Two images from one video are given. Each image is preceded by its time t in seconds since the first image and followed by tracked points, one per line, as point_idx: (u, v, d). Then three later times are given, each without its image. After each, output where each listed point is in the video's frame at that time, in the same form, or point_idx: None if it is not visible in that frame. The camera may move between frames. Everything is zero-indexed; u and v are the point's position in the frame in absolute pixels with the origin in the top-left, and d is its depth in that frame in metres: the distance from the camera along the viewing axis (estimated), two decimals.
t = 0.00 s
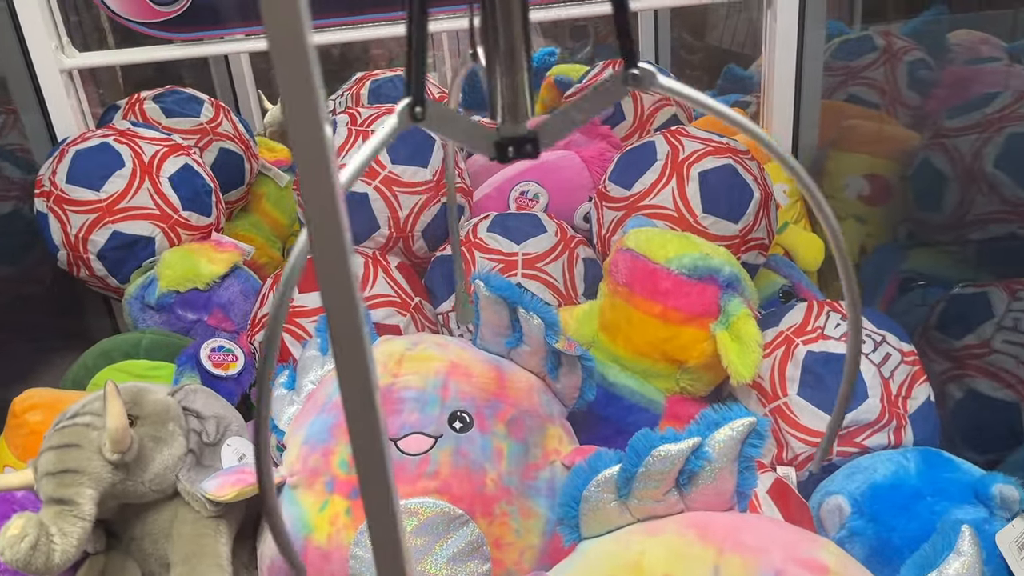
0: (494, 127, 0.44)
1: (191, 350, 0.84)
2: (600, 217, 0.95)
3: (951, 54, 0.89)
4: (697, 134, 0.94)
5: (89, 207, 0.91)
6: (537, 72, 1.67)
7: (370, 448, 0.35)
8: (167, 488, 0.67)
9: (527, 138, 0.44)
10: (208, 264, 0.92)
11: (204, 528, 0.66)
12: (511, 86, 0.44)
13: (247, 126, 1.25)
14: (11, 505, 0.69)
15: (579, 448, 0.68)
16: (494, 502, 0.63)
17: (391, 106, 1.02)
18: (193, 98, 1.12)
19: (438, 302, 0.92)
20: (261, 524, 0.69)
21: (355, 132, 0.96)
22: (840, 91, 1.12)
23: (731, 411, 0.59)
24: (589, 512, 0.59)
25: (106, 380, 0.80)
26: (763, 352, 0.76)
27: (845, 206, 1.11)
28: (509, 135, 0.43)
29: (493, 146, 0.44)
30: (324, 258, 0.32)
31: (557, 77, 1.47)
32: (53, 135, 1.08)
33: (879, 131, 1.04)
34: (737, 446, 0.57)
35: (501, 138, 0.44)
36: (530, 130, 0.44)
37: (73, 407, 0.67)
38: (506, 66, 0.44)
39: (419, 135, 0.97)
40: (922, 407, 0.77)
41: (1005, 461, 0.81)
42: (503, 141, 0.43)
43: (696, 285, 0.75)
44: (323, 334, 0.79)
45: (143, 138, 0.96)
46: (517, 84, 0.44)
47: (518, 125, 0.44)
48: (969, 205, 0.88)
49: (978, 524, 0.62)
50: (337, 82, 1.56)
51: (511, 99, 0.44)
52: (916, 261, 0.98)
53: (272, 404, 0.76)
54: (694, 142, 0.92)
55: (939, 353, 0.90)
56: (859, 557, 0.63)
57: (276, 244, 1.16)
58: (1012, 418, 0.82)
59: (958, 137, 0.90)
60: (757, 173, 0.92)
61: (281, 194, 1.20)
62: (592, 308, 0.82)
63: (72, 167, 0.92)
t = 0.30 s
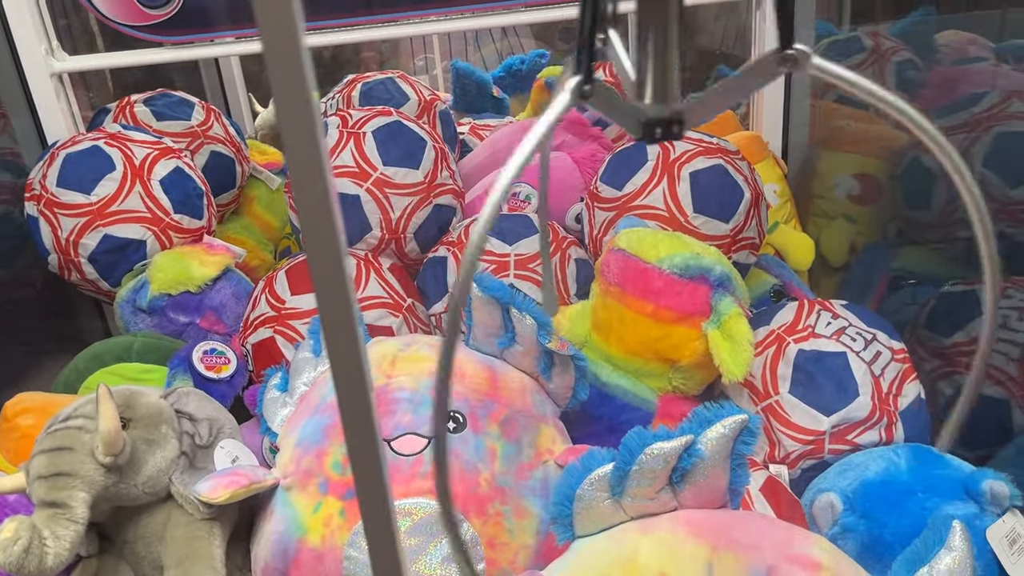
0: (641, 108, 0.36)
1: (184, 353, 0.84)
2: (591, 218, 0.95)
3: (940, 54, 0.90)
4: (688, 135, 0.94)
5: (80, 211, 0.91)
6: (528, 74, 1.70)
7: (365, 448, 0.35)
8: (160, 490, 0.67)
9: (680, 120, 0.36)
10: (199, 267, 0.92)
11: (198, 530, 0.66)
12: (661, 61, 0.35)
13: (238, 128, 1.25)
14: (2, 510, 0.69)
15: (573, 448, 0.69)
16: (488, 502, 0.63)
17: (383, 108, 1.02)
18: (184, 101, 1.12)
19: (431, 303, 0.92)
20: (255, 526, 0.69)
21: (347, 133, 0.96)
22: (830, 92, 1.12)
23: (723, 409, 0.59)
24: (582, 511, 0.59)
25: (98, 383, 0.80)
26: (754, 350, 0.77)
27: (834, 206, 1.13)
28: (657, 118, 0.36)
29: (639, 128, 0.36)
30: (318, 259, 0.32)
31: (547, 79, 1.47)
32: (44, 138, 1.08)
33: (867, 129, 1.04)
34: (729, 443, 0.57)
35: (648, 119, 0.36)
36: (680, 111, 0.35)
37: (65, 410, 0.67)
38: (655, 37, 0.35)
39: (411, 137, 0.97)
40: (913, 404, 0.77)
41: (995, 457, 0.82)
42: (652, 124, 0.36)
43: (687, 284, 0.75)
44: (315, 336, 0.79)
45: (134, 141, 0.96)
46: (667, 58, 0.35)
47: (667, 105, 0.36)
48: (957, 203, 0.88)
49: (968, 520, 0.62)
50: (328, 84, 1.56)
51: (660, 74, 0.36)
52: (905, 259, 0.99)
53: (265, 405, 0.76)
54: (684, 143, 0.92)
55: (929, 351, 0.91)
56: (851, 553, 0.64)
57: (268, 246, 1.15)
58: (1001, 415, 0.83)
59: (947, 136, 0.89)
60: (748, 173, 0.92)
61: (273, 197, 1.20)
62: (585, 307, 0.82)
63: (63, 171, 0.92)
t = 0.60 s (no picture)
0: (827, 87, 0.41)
1: (176, 357, 0.84)
2: (584, 219, 0.95)
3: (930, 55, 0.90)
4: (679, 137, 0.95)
5: (71, 215, 0.91)
6: (519, 76, 1.74)
7: (357, 451, 0.35)
8: (153, 495, 0.66)
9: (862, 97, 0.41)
10: (190, 271, 0.91)
11: (190, 535, 0.66)
12: (846, 42, 0.40)
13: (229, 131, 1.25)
14: None
15: (566, 450, 0.69)
16: (482, 504, 0.63)
17: (374, 110, 1.02)
18: (174, 105, 1.12)
19: (423, 305, 0.92)
20: (248, 530, 0.69)
21: (338, 136, 0.96)
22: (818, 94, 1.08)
23: (716, 411, 0.60)
24: (576, 513, 0.59)
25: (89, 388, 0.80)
26: (747, 350, 0.77)
27: (825, 207, 1.12)
28: (843, 97, 0.40)
29: (826, 106, 0.41)
30: (311, 262, 0.32)
31: (539, 81, 1.48)
32: (33, 141, 1.10)
33: (856, 134, 0.98)
34: (722, 444, 0.57)
35: (835, 97, 0.41)
36: (866, 87, 0.41)
37: (56, 415, 0.67)
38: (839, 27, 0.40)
39: (402, 139, 0.97)
40: (904, 403, 0.77)
41: (985, 456, 0.82)
42: (840, 103, 0.40)
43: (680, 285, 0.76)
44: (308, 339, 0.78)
45: (125, 145, 0.96)
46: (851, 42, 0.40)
47: (852, 82, 0.40)
48: (947, 204, 0.92)
49: (960, 518, 0.62)
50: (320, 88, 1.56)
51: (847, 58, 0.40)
52: (896, 260, 1.00)
53: (258, 410, 0.76)
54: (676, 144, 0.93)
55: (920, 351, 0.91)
56: (844, 552, 0.64)
57: (260, 249, 1.15)
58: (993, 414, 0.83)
59: (936, 136, 0.92)
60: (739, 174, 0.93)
61: (264, 200, 1.20)
62: (577, 309, 0.82)
63: (53, 175, 0.91)
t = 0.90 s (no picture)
0: (941, 72, 0.45)
1: (163, 362, 0.84)
2: (572, 221, 0.95)
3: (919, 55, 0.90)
4: (667, 137, 0.95)
5: (57, 219, 0.90)
6: (509, 77, 1.72)
7: (332, 455, 0.34)
8: (139, 501, 0.66)
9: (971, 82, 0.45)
10: (178, 274, 0.91)
11: (177, 541, 0.65)
12: (963, 28, 0.44)
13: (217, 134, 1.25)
14: None
15: (553, 452, 0.69)
16: (469, 507, 0.63)
17: (362, 113, 1.01)
18: (161, 108, 1.12)
19: (412, 307, 0.92)
20: (235, 535, 0.69)
21: (325, 139, 0.96)
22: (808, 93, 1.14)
23: (703, 411, 0.60)
24: (563, 514, 0.59)
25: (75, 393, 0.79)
26: (735, 351, 0.77)
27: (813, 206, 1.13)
28: (957, 82, 0.45)
29: (939, 88, 0.45)
30: (282, 263, 0.32)
31: (528, 82, 1.48)
32: (20, 145, 1.09)
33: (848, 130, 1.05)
34: (707, 446, 0.58)
35: (947, 81, 0.45)
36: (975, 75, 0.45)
37: (41, 421, 0.66)
38: (958, 11, 0.43)
39: (390, 141, 0.97)
40: (892, 403, 0.77)
41: (971, 455, 0.82)
42: (953, 88, 0.45)
43: (668, 286, 0.75)
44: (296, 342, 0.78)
45: (111, 148, 0.95)
46: (967, 26, 0.44)
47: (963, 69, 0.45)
48: (934, 204, 0.94)
49: (946, 518, 0.62)
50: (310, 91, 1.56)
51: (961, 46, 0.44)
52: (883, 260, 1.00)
53: (244, 414, 0.75)
54: (663, 145, 0.93)
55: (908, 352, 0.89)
56: (831, 552, 0.64)
57: (248, 253, 1.15)
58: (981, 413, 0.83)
59: (922, 136, 0.92)
60: (727, 175, 0.93)
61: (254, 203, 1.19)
62: (565, 311, 0.82)
63: (39, 179, 0.91)
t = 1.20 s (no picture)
0: (973, 65, 0.44)
1: (147, 364, 0.83)
2: (558, 222, 0.95)
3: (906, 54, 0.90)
4: (652, 137, 0.95)
5: (40, 222, 0.90)
6: (498, 78, 1.72)
7: (292, 442, 0.36)
8: (120, 505, 0.66)
9: (1004, 73, 0.45)
10: (163, 277, 0.91)
11: (159, 545, 0.65)
12: (993, 17, 0.43)
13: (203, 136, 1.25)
14: None
15: (537, 453, 0.68)
16: (451, 509, 0.62)
17: (348, 114, 1.01)
18: (146, 110, 1.11)
19: (397, 309, 0.91)
20: (219, 538, 0.68)
21: (310, 140, 0.96)
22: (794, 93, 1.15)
23: (683, 411, 0.61)
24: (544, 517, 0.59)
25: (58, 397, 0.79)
26: (718, 350, 0.77)
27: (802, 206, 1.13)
28: (989, 74, 0.44)
29: (972, 81, 0.45)
30: (239, 258, 0.33)
31: (516, 82, 1.48)
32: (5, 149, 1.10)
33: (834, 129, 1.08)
34: (687, 446, 0.59)
35: (980, 73, 0.44)
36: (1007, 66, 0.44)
37: (22, 425, 0.66)
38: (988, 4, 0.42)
39: (375, 142, 0.97)
40: (876, 403, 0.77)
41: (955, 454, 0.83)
42: (985, 79, 0.44)
43: (651, 286, 0.75)
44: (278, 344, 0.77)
45: (95, 151, 0.95)
46: (997, 21, 0.43)
47: (995, 60, 0.44)
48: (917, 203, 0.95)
49: (929, 517, 0.63)
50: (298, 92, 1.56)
51: (993, 35, 0.43)
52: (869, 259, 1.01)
53: (227, 416, 0.75)
54: (648, 146, 0.93)
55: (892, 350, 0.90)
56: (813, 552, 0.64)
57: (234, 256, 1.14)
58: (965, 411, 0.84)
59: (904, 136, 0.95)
60: (712, 175, 0.93)
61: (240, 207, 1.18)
62: (549, 311, 0.82)
63: (21, 182, 0.91)
